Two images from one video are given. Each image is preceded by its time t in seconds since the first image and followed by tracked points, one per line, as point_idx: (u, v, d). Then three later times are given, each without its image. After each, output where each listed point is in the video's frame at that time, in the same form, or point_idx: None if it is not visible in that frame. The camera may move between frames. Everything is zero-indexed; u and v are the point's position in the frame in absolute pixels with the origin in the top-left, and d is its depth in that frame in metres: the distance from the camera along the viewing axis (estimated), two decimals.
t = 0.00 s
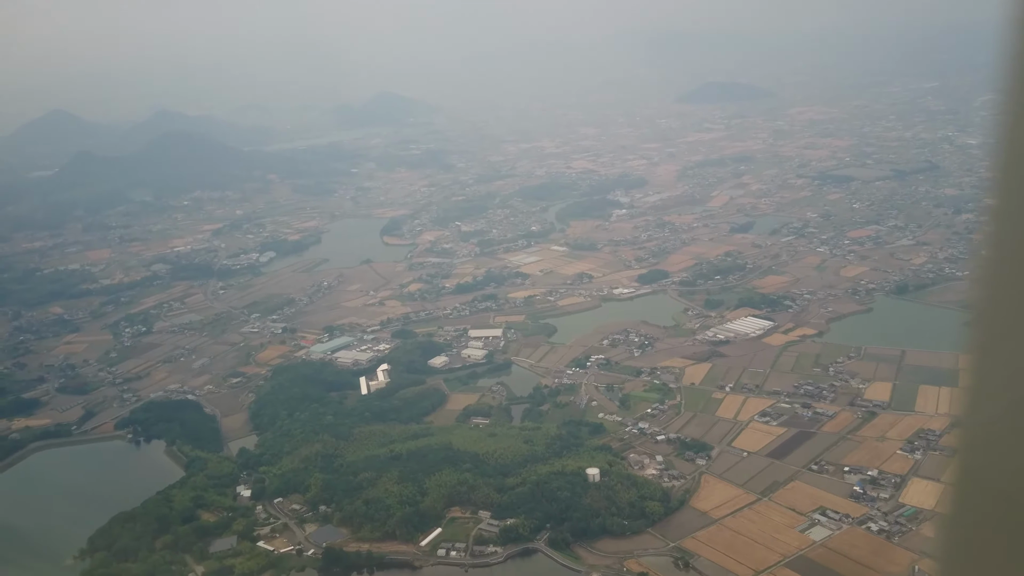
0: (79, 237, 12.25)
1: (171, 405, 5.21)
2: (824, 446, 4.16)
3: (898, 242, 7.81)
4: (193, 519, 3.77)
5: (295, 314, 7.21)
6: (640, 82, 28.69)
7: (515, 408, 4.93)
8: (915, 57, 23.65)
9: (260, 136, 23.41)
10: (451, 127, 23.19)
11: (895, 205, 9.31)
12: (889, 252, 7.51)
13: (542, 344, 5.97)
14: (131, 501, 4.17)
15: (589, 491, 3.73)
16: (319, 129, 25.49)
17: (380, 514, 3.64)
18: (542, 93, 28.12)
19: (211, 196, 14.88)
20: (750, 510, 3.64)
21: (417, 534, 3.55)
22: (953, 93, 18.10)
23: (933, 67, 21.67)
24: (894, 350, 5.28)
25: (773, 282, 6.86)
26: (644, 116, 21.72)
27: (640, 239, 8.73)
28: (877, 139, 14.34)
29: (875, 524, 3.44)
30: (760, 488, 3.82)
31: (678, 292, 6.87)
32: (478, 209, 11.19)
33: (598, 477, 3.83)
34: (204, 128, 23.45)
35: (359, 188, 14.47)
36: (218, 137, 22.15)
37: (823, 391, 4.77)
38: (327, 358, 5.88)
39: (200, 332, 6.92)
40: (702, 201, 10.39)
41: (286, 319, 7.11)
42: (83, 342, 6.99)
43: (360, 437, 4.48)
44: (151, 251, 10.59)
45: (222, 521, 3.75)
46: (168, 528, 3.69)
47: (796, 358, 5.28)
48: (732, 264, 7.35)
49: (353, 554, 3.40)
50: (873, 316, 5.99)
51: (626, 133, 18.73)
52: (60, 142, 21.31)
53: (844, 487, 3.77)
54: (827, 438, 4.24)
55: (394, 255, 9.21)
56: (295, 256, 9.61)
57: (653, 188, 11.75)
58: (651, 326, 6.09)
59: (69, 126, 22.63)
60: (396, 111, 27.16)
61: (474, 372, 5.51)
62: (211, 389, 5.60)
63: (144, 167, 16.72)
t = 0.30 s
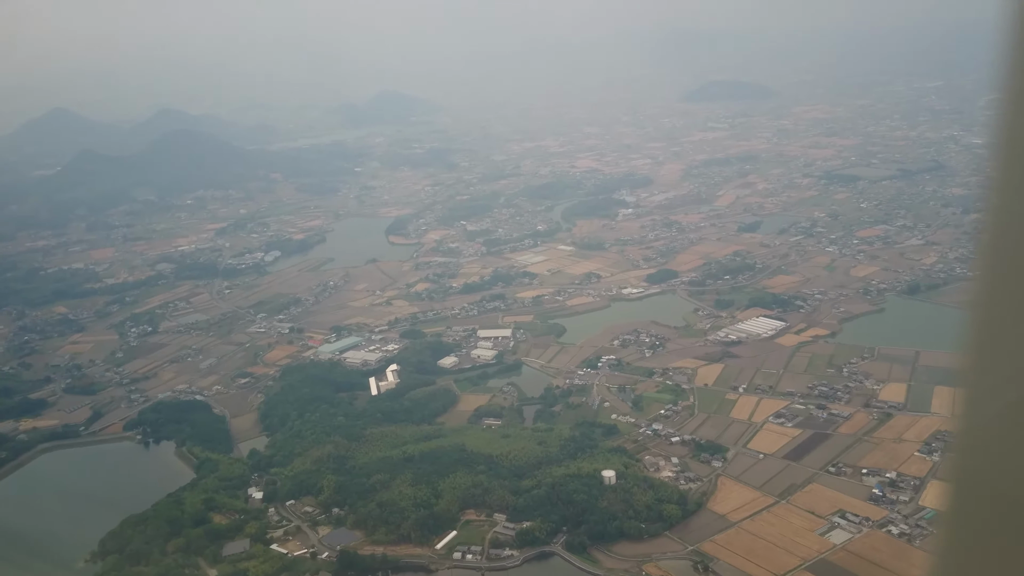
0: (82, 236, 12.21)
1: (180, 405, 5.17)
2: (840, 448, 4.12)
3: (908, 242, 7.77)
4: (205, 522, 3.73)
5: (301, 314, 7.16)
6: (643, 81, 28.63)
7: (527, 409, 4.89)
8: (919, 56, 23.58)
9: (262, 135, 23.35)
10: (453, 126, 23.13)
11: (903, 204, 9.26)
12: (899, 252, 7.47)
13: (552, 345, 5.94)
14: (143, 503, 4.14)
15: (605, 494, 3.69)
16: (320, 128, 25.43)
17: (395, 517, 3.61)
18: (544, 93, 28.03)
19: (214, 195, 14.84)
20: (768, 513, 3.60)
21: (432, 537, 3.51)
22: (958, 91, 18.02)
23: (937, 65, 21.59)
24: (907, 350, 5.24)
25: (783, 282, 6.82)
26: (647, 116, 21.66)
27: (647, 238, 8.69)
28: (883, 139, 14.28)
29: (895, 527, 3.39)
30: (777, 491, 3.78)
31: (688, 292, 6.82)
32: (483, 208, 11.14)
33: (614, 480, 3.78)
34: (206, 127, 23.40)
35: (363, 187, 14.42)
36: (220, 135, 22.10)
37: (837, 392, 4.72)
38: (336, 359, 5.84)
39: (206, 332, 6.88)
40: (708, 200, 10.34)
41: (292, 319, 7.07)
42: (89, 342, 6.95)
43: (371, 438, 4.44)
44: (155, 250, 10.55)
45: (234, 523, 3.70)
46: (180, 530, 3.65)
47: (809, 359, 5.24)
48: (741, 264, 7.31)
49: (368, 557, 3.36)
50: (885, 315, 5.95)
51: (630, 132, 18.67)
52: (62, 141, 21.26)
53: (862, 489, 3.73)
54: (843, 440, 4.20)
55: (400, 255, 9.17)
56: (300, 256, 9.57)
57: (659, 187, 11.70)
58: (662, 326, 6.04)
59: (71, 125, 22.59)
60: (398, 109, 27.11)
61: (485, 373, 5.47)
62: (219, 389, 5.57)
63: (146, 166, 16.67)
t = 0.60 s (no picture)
0: (86, 235, 12.18)
1: (189, 406, 5.14)
2: (858, 450, 4.08)
3: (918, 242, 7.72)
4: (218, 525, 3.70)
5: (309, 315, 7.13)
6: (645, 81, 28.57)
7: (540, 410, 4.85)
8: (923, 55, 23.51)
9: (264, 135, 23.31)
10: (456, 125, 23.09)
11: (912, 204, 9.21)
12: (910, 251, 7.42)
13: (563, 345, 5.90)
14: (155, 506, 4.09)
15: (623, 496, 3.65)
16: (323, 128, 25.40)
17: (411, 520, 3.57)
18: (546, 92, 27.98)
19: (218, 195, 14.80)
20: (788, 516, 3.56)
21: (449, 540, 3.47)
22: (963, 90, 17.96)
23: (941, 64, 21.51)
24: (922, 351, 5.19)
25: (794, 282, 6.78)
26: (650, 115, 21.61)
27: (655, 238, 8.65)
28: (889, 138, 14.24)
29: (918, 531, 3.34)
30: (796, 494, 3.74)
31: (698, 292, 6.78)
32: (489, 208, 11.10)
33: (631, 482, 3.75)
34: (209, 126, 23.37)
35: (367, 187, 14.37)
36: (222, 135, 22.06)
37: (854, 394, 4.68)
38: (345, 359, 5.81)
39: (214, 332, 6.84)
40: (715, 200, 10.30)
41: (300, 319, 7.03)
42: (96, 342, 6.92)
43: (384, 440, 4.40)
44: (160, 250, 10.52)
45: (248, 526, 3.67)
46: (193, 533, 3.61)
47: (823, 360, 5.20)
48: (752, 264, 7.27)
49: (384, 561, 3.32)
50: (898, 316, 5.91)
51: (634, 132, 18.63)
52: (64, 140, 21.23)
53: (882, 492, 3.68)
54: (861, 442, 4.15)
55: (406, 255, 9.13)
56: (306, 256, 9.54)
57: (665, 187, 11.66)
58: (673, 327, 6.00)
59: (74, 125, 22.57)
60: (400, 109, 27.06)
61: (496, 374, 5.43)
62: (229, 390, 5.53)
63: (149, 165, 16.62)
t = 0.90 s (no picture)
0: (89, 235, 12.14)
1: (199, 408, 5.10)
2: (876, 452, 4.02)
3: (928, 242, 7.69)
4: (231, 528, 3.67)
5: (316, 315, 7.09)
6: (647, 80, 28.54)
7: (552, 411, 4.80)
8: (925, 54, 23.47)
9: (266, 135, 23.29)
10: (458, 125, 23.05)
11: (919, 204, 9.19)
12: (919, 251, 7.39)
13: (573, 346, 5.86)
14: (167, 508, 4.05)
15: (640, 499, 3.61)
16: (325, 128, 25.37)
17: (426, 522, 3.53)
18: (548, 92, 27.95)
19: (221, 195, 14.75)
20: (807, 519, 3.51)
21: (465, 543, 3.43)
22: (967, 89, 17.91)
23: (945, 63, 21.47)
24: (937, 352, 5.15)
25: (804, 283, 6.74)
26: (653, 115, 21.58)
27: (663, 238, 8.61)
28: (893, 138, 14.21)
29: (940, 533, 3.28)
30: (813, 497, 3.70)
31: (707, 292, 6.75)
32: (494, 208, 11.07)
33: (648, 484, 3.71)
34: (210, 126, 23.33)
35: (371, 187, 14.33)
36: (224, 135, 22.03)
37: (869, 395, 4.64)
38: (354, 360, 5.77)
39: (221, 333, 6.81)
40: (721, 200, 10.27)
41: (307, 320, 7.00)
42: (102, 343, 6.88)
43: (396, 441, 4.37)
44: (164, 250, 10.49)
45: (261, 529, 3.64)
46: (206, 537, 3.58)
47: (837, 361, 5.16)
48: (761, 264, 7.24)
49: (399, 564, 3.28)
50: (910, 316, 5.87)
51: (637, 132, 18.60)
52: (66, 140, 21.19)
53: (902, 494, 3.62)
54: (878, 443, 4.10)
55: (412, 255, 9.10)
56: (311, 256, 9.50)
57: (671, 187, 11.63)
58: (684, 327, 5.96)
59: (75, 125, 22.54)
60: (402, 108, 27.02)
61: (506, 375, 5.39)
62: (238, 391, 5.50)
63: (151, 164, 16.58)
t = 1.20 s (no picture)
0: (94, 235, 12.10)
1: (209, 409, 5.07)
2: (895, 454, 3.97)
3: (939, 241, 7.65)
4: (246, 530, 3.64)
5: (324, 315, 7.06)
6: (650, 79, 28.49)
7: (566, 413, 4.76)
8: (929, 52, 23.41)
9: (269, 134, 23.26)
10: (461, 124, 23.00)
11: (929, 203, 9.14)
12: (930, 250, 7.35)
13: (584, 346, 5.83)
14: (181, 511, 4.02)
15: (659, 502, 3.56)
16: (328, 127, 25.33)
17: (443, 526, 3.49)
18: (551, 91, 27.91)
19: (225, 195, 14.72)
20: (828, 522, 3.47)
21: (482, 547, 3.39)
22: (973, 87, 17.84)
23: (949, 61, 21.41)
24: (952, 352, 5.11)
25: (815, 283, 6.71)
26: (656, 114, 21.55)
27: (671, 237, 8.58)
28: (900, 136, 14.17)
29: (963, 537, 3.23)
30: (834, 499, 3.66)
31: (718, 292, 6.70)
32: (500, 207, 11.03)
33: (666, 487, 3.66)
34: (213, 125, 23.28)
35: (376, 187, 14.30)
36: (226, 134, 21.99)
37: (886, 396, 4.59)
38: (364, 361, 5.74)
39: (228, 333, 6.77)
40: (728, 199, 10.23)
41: (315, 320, 6.97)
42: (109, 343, 6.85)
43: (409, 443, 4.33)
44: (170, 250, 10.46)
45: (276, 532, 3.61)
46: (221, 540, 3.54)
47: (852, 361, 5.12)
48: (771, 264, 7.20)
49: (416, 569, 3.24)
50: (924, 316, 5.83)
51: (641, 131, 18.56)
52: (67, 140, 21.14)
53: (924, 497, 3.57)
54: (896, 445, 4.05)
55: (419, 254, 9.07)
56: (317, 255, 9.47)
57: (677, 186, 11.59)
58: (695, 328, 5.92)
59: (77, 124, 22.51)
60: (405, 107, 26.99)
61: (518, 376, 5.35)
62: (247, 393, 5.47)
63: (154, 164, 16.54)
